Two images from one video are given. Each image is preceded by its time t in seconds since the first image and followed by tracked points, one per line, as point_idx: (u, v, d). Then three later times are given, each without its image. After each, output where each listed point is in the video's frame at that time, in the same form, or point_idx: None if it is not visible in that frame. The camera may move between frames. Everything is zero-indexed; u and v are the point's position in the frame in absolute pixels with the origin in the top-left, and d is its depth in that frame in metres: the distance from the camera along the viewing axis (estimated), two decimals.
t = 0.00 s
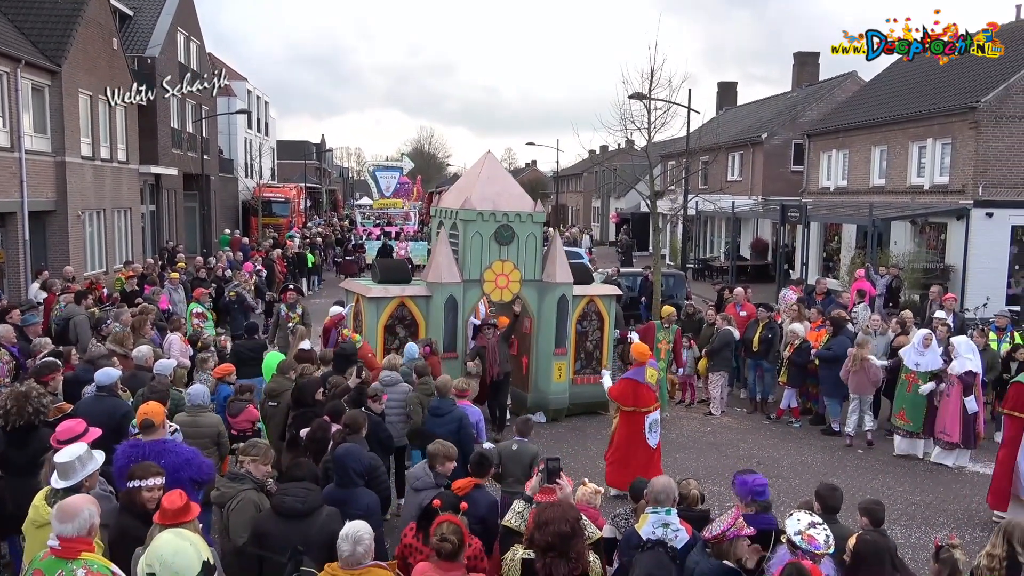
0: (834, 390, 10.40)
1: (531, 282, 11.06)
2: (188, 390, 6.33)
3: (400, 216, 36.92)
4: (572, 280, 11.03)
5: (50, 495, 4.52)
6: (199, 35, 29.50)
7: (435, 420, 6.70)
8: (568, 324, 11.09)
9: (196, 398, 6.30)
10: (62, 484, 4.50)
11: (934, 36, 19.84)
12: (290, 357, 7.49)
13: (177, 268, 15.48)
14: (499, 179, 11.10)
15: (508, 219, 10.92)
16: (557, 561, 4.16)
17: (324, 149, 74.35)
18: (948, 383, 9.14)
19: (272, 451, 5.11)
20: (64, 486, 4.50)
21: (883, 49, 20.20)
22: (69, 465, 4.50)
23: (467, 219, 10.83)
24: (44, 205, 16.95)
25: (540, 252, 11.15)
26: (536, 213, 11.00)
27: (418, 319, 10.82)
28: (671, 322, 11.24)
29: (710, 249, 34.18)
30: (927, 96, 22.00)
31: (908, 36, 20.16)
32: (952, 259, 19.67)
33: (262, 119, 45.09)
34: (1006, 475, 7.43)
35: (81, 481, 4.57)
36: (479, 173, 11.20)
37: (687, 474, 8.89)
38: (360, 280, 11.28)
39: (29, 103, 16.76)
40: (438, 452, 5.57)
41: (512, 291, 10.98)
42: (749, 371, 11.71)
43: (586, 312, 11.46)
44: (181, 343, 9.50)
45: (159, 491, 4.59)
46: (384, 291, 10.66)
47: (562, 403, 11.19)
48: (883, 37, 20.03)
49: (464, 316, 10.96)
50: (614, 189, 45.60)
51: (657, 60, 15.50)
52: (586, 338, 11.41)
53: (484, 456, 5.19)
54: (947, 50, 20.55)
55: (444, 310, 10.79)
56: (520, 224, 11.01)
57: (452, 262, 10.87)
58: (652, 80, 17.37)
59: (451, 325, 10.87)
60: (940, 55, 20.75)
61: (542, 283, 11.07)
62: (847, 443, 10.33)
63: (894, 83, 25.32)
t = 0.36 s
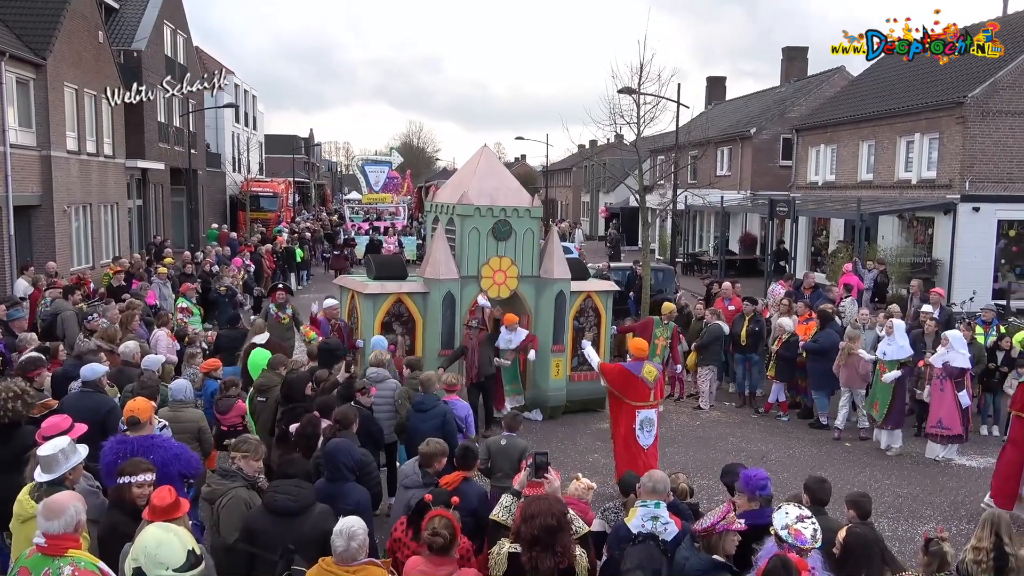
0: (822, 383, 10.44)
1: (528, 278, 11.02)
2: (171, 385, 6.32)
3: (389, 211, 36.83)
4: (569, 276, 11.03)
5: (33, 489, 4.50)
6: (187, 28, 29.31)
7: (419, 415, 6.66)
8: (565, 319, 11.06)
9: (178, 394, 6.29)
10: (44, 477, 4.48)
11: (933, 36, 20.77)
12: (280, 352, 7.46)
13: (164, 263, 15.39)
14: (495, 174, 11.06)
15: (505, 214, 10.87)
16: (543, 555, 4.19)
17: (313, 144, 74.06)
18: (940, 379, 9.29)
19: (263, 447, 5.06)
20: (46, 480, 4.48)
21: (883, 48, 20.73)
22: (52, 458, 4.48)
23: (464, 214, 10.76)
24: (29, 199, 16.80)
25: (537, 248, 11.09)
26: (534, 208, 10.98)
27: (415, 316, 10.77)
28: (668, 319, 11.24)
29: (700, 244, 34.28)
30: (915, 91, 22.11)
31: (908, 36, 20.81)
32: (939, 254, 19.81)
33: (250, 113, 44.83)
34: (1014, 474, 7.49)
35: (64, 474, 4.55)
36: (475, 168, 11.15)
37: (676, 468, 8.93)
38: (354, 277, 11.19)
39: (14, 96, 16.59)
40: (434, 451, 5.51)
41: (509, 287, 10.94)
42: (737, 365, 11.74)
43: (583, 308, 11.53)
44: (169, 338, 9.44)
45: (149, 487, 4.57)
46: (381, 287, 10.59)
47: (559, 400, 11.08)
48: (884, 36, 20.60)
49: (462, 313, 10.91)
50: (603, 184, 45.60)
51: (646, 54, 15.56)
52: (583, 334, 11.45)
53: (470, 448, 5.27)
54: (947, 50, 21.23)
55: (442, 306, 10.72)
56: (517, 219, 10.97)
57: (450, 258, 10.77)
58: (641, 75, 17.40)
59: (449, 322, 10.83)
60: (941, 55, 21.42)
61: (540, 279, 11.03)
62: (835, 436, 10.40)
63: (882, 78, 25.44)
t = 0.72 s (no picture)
0: (805, 376, 10.53)
1: (523, 273, 10.88)
2: (148, 379, 6.39)
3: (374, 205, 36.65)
4: (565, 272, 10.92)
5: (13, 484, 4.47)
6: (169, 20, 29.03)
7: (401, 411, 6.63)
8: (560, 316, 10.94)
9: (156, 388, 6.36)
10: (25, 471, 4.46)
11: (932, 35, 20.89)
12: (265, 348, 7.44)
13: (147, 258, 15.27)
14: (490, 168, 10.90)
15: (500, 209, 10.72)
16: (529, 544, 4.22)
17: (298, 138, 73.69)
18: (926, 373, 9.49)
19: (246, 442, 5.01)
20: (27, 474, 4.46)
21: (883, 49, 21.45)
22: (33, 452, 4.46)
23: (459, 209, 10.60)
24: (10, 194, 16.62)
25: (531, 243, 10.96)
26: (529, 203, 10.83)
27: (409, 313, 10.53)
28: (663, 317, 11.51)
29: (685, 238, 34.37)
30: (898, 86, 22.25)
31: (909, 36, 21.33)
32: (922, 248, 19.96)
33: (234, 107, 44.53)
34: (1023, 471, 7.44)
35: (45, 468, 4.53)
36: (470, 162, 10.96)
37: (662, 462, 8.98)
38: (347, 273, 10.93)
39: None
40: (416, 444, 5.56)
41: (505, 283, 10.76)
42: (723, 359, 11.81)
43: (577, 304, 11.26)
44: (152, 334, 9.37)
45: (134, 484, 4.54)
46: (375, 283, 10.32)
47: (554, 397, 10.94)
48: (883, 37, 21.22)
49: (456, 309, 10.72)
50: (589, 178, 45.63)
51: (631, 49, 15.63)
52: (578, 330, 11.20)
53: (463, 442, 5.22)
54: (948, 51, 20.77)
55: (437, 302, 10.54)
56: (512, 214, 10.84)
57: (445, 252, 10.58)
58: (627, 69, 17.41)
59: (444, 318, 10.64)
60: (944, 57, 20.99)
61: (534, 275, 10.90)
62: (819, 429, 10.50)
63: (866, 73, 25.58)
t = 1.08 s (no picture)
0: (790, 372, 10.60)
1: (519, 271, 10.65)
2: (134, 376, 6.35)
3: (360, 201, 36.54)
4: (560, 269, 10.74)
5: None
6: (152, 15, 28.77)
7: (388, 408, 6.61)
8: (555, 312, 10.80)
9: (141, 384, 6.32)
10: (7, 470, 4.43)
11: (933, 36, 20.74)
12: (249, 345, 7.42)
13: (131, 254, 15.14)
14: (485, 163, 10.53)
15: (496, 206, 10.37)
16: (515, 537, 4.24)
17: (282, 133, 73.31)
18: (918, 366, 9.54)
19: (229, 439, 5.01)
20: (9, 473, 4.43)
21: (883, 49, 21.80)
22: (14, 451, 4.43)
23: (454, 205, 10.21)
24: None
25: (526, 240, 10.70)
26: (524, 199, 10.52)
27: (405, 311, 10.31)
28: (657, 314, 11.68)
29: (671, 234, 34.48)
30: (882, 82, 22.40)
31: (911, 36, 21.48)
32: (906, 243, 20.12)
33: (218, 102, 44.22)
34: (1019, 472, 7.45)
35: (27, 467, 4.49)
36: (463, 156, 10.57)
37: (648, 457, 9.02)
38: (340, 269, 10.71)
39: None
40: (401, 437, 5.62)
41: (500, 281, 10.46)
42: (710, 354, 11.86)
43: (571, 300, 11.24)
44: (136, 331, 9.30)
45: (118, 482, 4.52)
46: (370, 281, 10.12)
47: (549, 394, 10.93)
48: (883, 37, 21.62)
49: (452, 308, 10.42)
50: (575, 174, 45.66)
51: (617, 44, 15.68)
52: (572, 327, 11.17)
53: (461, 440, 5.18)
54: (948, 52, 20.24)
55: (432, 300, 10.25)
56: (507, 211, 10.48)
57: (440, 249, 10.27)
58: (613, 65, 17.44)
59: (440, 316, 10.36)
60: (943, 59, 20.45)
61: (529, 271, 10.69)
62: (805, 423, 10.57)
63: (850, 69, 25.74)
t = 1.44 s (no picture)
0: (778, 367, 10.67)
1: (518, 268, 10.50)
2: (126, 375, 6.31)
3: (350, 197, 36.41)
4: (558, 266, 10.64)
5: None
6: (138, 10, 28.53)
7: (384, 404, 6.58)
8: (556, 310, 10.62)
9: (134, 383, 6.28)
10: None
11: (934, 34, 19.90)
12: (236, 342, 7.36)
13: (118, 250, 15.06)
14: (483, 159, 10.34)
15: (495, 203, 10.17)
16: (505, 535, 4.24)
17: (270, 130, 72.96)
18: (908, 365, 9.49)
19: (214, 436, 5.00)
20: None
21: (883, 48, 21.16)
22: None
23: (454, 202, 9.99)
24: None
25: (524, 238, 10.57)
26: (523, 196, 10.37)
27: (406, 310, 9.89)
28: (656, 306, 11.69)
29: (659, 230, 34.54)
30: (870, 78, 22.49)
31: (911, 36, 20.60)
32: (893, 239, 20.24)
33: (205, 98, 43.93)
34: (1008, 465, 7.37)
35: (12, 465, 4.46)
36: (461, 153, 10.37)
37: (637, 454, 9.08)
38: (334, 269, 10.27)
39: None
40: (382, 432, 5.56)
41: (500, 278, 10.33)
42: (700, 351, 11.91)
43: (568, 298, 11.16)
44: (123, 328, 9.25)
45: (103, 479, 4.48)
46: (371, 280, 9.69)
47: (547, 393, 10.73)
48: (883, 37, 21.19)
49: (454, 307, 10.14)
50: (563, 170, 45.64)
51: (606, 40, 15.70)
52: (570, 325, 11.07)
53: (456, 438, 5.21)
54: (947, 52, 19.65)
55: (434, 299, 9.92)
56: (507, 208, 10.31)
57: (441, 247, 9.98)
58: (601, 61, 17.43)
59: (441, 317, 10.02)
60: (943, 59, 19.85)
61: (528, 269, 10.56)
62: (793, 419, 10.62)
63: (837, 66, 25.82)
